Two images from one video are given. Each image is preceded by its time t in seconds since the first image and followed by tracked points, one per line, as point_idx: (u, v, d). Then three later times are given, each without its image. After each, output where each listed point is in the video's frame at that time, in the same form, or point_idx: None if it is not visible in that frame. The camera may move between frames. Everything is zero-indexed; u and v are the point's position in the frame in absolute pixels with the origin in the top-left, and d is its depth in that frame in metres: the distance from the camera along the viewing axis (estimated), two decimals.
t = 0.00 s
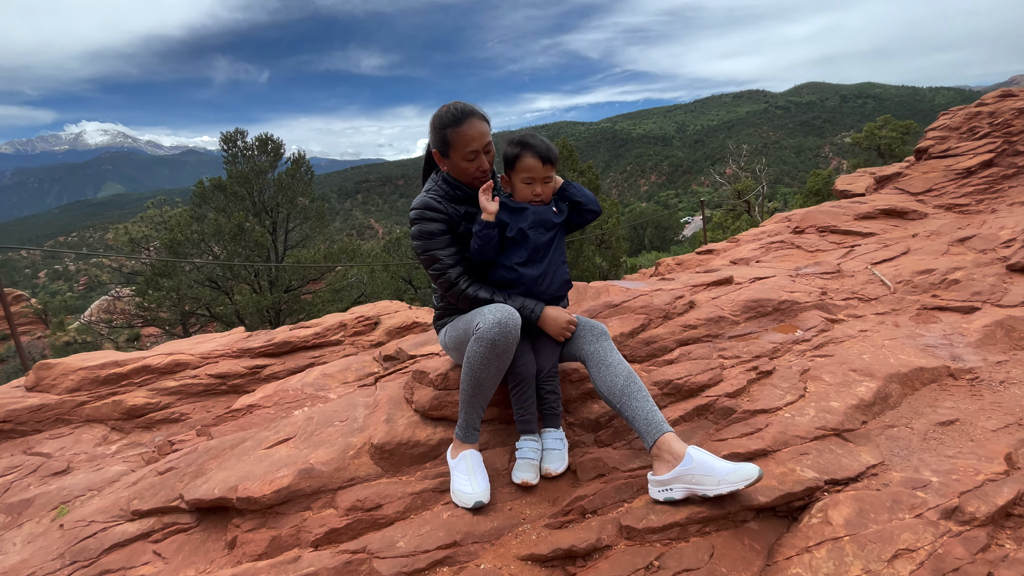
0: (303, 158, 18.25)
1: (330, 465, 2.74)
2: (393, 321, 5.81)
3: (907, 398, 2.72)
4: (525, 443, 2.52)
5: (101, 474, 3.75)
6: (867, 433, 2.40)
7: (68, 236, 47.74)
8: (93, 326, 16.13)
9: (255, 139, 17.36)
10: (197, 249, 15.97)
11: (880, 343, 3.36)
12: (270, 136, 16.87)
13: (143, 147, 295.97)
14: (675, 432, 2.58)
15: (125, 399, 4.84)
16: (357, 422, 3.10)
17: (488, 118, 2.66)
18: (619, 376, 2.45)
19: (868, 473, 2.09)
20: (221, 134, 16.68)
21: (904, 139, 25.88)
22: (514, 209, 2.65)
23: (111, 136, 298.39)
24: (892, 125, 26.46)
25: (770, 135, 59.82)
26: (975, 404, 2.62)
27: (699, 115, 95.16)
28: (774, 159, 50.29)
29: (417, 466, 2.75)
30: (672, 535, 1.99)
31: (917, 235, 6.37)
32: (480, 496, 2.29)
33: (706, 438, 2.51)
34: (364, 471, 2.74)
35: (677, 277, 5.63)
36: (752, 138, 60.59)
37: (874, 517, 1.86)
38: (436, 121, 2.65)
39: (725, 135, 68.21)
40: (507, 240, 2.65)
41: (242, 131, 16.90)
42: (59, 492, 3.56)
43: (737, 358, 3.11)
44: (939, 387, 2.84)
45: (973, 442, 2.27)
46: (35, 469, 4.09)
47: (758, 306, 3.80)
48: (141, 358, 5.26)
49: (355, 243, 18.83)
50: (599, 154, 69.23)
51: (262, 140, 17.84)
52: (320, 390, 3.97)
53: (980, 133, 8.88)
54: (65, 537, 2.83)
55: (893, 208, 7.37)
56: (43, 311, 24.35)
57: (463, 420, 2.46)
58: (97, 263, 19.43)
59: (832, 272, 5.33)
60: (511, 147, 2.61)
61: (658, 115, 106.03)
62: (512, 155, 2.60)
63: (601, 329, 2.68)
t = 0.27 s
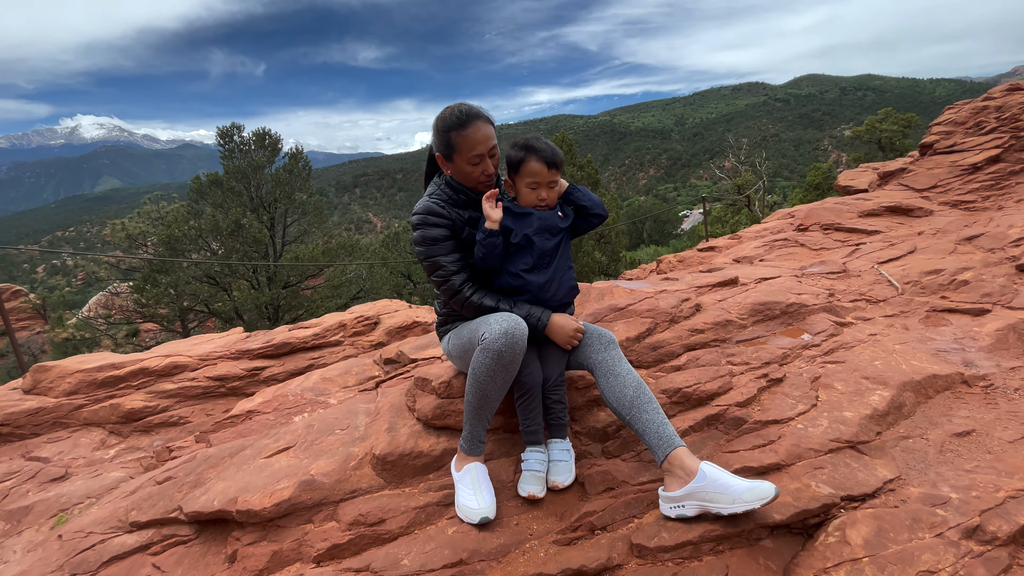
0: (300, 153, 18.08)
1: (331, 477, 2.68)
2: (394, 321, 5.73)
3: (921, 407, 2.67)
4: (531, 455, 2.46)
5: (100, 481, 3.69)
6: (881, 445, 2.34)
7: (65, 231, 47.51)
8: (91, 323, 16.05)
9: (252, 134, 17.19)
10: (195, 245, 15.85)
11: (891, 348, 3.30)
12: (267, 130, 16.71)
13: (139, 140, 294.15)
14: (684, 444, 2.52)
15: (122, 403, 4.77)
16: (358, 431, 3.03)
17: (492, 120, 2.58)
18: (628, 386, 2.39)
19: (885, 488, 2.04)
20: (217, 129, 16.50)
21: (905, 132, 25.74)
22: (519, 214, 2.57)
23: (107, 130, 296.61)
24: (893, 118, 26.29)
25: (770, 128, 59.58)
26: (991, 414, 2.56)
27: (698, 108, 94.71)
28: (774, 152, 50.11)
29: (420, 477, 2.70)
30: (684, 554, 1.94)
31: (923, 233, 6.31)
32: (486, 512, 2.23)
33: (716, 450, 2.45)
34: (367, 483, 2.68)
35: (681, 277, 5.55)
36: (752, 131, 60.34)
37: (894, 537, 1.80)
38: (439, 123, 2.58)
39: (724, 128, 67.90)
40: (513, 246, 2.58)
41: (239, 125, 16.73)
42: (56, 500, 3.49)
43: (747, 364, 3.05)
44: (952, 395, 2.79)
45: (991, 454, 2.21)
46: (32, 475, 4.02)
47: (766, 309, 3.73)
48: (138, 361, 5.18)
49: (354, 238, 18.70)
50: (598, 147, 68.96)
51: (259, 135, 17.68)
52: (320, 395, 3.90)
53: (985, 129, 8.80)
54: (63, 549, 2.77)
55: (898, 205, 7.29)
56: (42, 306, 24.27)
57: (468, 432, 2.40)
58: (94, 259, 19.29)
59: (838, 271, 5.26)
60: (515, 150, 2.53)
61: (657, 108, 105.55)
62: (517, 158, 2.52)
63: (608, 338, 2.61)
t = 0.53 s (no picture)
0: (299, 146, 17.95)
1: (330, 481, 2.68)
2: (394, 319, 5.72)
3: (922, 412, 2.67)
4: (532, 461, 2.46)
5: (101, 483, 3.70)
6: (882, 451, 2.33)
7: (65, 223, 47.47)
8: (92, 317, 16.05)
9: (250, 127, 17.08)
10: (194, 239, 15.81)
11: (892, 350, 3.29)
12: (265, 123, 16.59)
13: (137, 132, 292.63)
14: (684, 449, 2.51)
15: (122, 403, 4.77)
16: (358, 434, 3.03)
17: (489, 124, 2.57)
18: (629, 392, 2.38)
19: (886, 496, 2.03)
20: (215, 122, 16.38)
21: (908, 124, 25.52)
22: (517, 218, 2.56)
23: (105, 121, 294.89)
24: (896, 110, 26.03)
25: (772, 119, 59.16)
26: (992, 418, 2.56)
27: (699, 99, 94.09)
28: (775, 143, 49.83)
29: (420, 481, 2.70)
30: (684, 563, 1.95)
31: (925, 230, 6.29)
32: (486, 519, 2.24)
33: (717, 455, 2.44)
34: (367, 487, 2.68)
35: (682, 275, 5.53)
36: (753, 122, 59.92)
37: (894, 547, 1.80)
38: (438, 127, 2.57)
39: (726, 119, 67.42)
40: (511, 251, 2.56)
41: (237, 118, 16.61)
42: (57, 502, 3.50)
43: (747, 367, 3.04)
44: (954, 399, 2.78)
45: (992, 461, 2.21)
46: (33, 476, 4.03)
47: (767, 310, 3.71)
48: (138, 360, 5.17)
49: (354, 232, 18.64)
50: (598, 138, 68.55)
51: (257, 128, 17.57)
52: (320, 396, 3.90)
53: (990, 123, 8.72)
54: (65, 554, 2.79)
55: (901, 201, 7.25)
56: (42, 299, 24.29)
57: (468, 438, 2.39)
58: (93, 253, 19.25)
59: (839, 270, 5.24)
60: (511, 154, 2.52)
61: (658, 99, 104.81)
62: (514, 163, 2.51)
63: (609, 343, 2.59)
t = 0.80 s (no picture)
0: (298, 138, 17.83)
1: (327, 491, 2.68)
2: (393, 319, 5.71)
3: (920, 423, 2.66)
4: (528, 472, 2.46)
5: (100, 486, 3.71)
6: (879, 465, 2.33)
7: (66, 215, 47.45)
8: (92, 310, 16.07)
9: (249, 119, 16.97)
10: (194, 233, 15.77)
11: (891, 357, 3.27)
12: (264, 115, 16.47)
13: (137, 123, 291.60)
14: (680, 460, 2.51)
15: (122, 403, 4.77)
16: (355, 442, 3.02)
17: (483, 132, 2.55)
18: (624, 405, 2.37)
19: (883, 513, 2.03)
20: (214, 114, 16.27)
21: (912, 116, 25.29)
22: (512, 229, 2.54)
23: (104, 112, 293.52)
24: (900, 101, 25.75)
25: (774, 110, 58.66)
26: (991, 430, 2.55)
27: (702, 90, 93.34)
28: (778, 134, 49.50)
29: (416, 490, 2.70)
30: None
31: (927, 229, 6.24)
32: (481, 532, 2.25)
33: (712, 468, 2.44)
34: (363, 497, 2.68)
35: (681, 275, 5.49)
36: (756, 113, 59.44)
37: (889, 567, 1.80)
38: (432, 135, 2.55)
39: (728, 110, 66.87)
40: (505, 261, 2.54)
41: (235, 110, 16.49)
42: (56, 505, 3.50)
43: (744, 375, 3.03)
44: (953, 409, 2.78)
45: (991, 477, 2.20)
46: (33, 477, 4.03)
47: (766, 315, 3.68)
48: (136, 360, 5.16)
49: (354, 225, 18.56)
50: (600, 129, 68.12)
51: (256, 121, 17.47)
52: (317, 400, 3.89)
53: (995, 119, 8.64)
54: (63, 560, 2.79)
55: (903, 199, 7.19)
56: (44, 291, 24.35)
57: (463, 450, 2.39)
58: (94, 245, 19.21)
59: (840, 271, 5.20)
60: (506, 164, 2.50)
61: (660, 89, 104.04)
62: (508, 173, 2.50)
63: (605, 354, 2.58)
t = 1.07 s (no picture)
0: (298, 129, 17.59)
1: (314, 498, 2.64)
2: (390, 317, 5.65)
3: (920, 434, 2.63)
4: (517, 482, 2.41)
5: (92, 486, 3.66)
6: (878, 479, 2.30)
7: (68, 205, 47.41)
8: (93, 303, 15.97)
9: (249, 110, 16.76)
10: (194, 225, 15.68)
11: (893, 362, 3.21)
12: (264, 107, 16.27)
13: (138, 112, 290.52)
14: (674, 470, 2.46)
15: (116, 401, 4.72)
16: (344, 447, 2.98)
17: (473, 132, 2.47)
18: (616, 415, 2.31)
19: (881, 531, 1.99)
20: (213, 106, 16.08)
21: (918, 108, 24.97)
22: (503, 232, 2.46)
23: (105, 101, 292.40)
24: (906, 93, 25.36)
25: (779, 100, 58.04)
26: (994, 442, 2.51)
27: (706, 79, 92.33)
28: (782, 125, 49.02)
29: (404, 497, 2.66)
30: None
31: (933, 227, 6.13)
32: (468, 545, 2.21)
33: (707, 478, 2.39)
34: (352, 504, 2.64)
35: (681, 273, 5.40)
36: (760, 104, 58.84)
37: None
38: (421, 134, 2.47)
39: (732, 100, 66.19)
40: (496, 266, 2.47)
41: (235, 101, 16.28)
42: (48, 506, 3.44)
43: (742, 381, 2.96)
44: (955, 419, 2.73)
45: (993, 493, 2.16)
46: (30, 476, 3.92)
47: (765, 317, 3.60)
48: (131, 357, 5.10)
49: (354, 217, 18.44)
50: (603, 120, 67.57)
51: (255, 111, 17.26)
52: (309, 402, 3.84)
53: (1002, 114, 8.49)
54: (52, 564, 2.74)
55: (909, 195, 7.07)
56: (50, 282, 24.46)
57: (451, 460, 2.34)
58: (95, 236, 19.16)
59: (843, 269, 5.11)
60: (498, 166, 2.42)
61: (663, 79, 103.01)
62: (499, 175, 2.41)
63: (598, 361, 2.51)
